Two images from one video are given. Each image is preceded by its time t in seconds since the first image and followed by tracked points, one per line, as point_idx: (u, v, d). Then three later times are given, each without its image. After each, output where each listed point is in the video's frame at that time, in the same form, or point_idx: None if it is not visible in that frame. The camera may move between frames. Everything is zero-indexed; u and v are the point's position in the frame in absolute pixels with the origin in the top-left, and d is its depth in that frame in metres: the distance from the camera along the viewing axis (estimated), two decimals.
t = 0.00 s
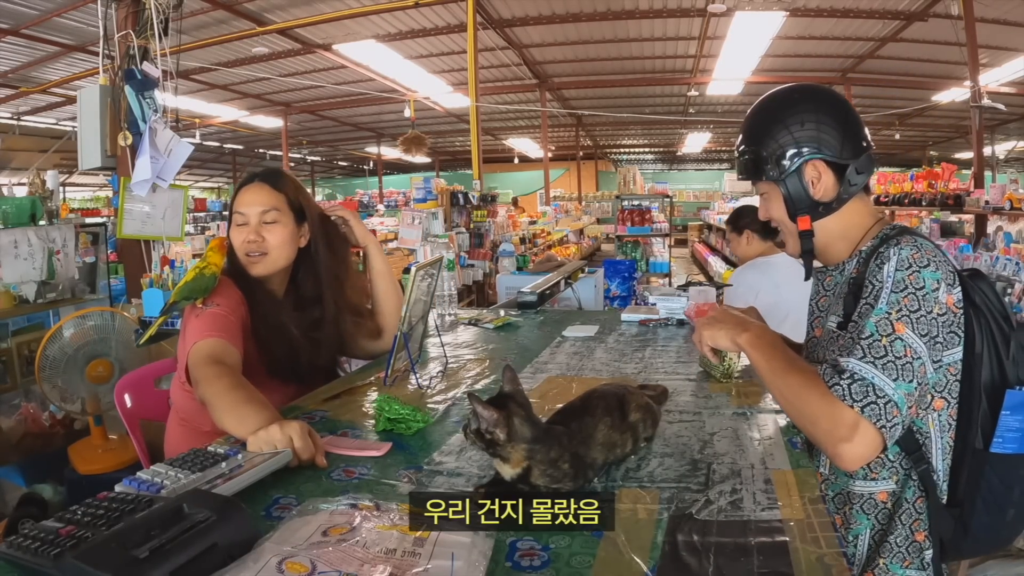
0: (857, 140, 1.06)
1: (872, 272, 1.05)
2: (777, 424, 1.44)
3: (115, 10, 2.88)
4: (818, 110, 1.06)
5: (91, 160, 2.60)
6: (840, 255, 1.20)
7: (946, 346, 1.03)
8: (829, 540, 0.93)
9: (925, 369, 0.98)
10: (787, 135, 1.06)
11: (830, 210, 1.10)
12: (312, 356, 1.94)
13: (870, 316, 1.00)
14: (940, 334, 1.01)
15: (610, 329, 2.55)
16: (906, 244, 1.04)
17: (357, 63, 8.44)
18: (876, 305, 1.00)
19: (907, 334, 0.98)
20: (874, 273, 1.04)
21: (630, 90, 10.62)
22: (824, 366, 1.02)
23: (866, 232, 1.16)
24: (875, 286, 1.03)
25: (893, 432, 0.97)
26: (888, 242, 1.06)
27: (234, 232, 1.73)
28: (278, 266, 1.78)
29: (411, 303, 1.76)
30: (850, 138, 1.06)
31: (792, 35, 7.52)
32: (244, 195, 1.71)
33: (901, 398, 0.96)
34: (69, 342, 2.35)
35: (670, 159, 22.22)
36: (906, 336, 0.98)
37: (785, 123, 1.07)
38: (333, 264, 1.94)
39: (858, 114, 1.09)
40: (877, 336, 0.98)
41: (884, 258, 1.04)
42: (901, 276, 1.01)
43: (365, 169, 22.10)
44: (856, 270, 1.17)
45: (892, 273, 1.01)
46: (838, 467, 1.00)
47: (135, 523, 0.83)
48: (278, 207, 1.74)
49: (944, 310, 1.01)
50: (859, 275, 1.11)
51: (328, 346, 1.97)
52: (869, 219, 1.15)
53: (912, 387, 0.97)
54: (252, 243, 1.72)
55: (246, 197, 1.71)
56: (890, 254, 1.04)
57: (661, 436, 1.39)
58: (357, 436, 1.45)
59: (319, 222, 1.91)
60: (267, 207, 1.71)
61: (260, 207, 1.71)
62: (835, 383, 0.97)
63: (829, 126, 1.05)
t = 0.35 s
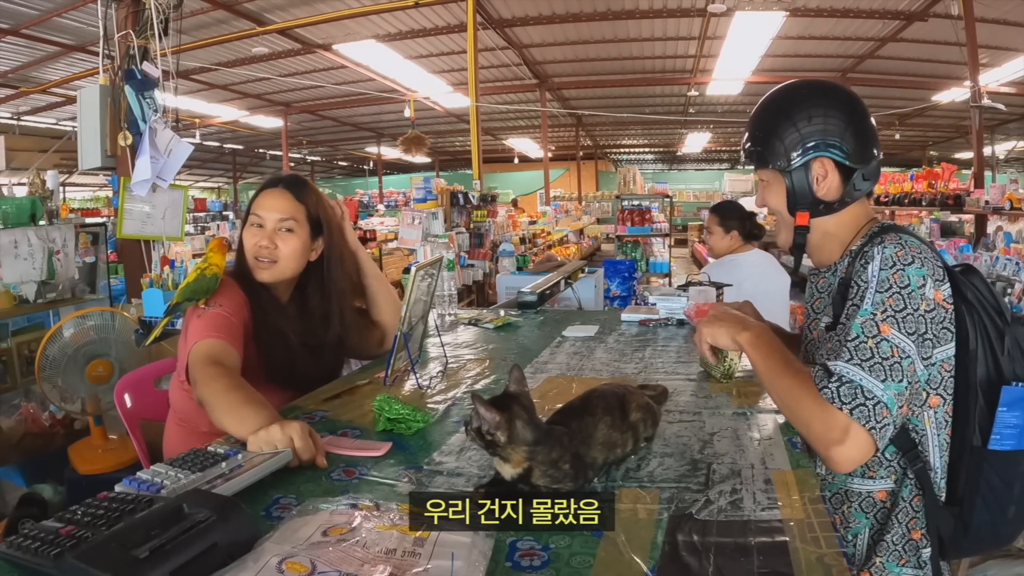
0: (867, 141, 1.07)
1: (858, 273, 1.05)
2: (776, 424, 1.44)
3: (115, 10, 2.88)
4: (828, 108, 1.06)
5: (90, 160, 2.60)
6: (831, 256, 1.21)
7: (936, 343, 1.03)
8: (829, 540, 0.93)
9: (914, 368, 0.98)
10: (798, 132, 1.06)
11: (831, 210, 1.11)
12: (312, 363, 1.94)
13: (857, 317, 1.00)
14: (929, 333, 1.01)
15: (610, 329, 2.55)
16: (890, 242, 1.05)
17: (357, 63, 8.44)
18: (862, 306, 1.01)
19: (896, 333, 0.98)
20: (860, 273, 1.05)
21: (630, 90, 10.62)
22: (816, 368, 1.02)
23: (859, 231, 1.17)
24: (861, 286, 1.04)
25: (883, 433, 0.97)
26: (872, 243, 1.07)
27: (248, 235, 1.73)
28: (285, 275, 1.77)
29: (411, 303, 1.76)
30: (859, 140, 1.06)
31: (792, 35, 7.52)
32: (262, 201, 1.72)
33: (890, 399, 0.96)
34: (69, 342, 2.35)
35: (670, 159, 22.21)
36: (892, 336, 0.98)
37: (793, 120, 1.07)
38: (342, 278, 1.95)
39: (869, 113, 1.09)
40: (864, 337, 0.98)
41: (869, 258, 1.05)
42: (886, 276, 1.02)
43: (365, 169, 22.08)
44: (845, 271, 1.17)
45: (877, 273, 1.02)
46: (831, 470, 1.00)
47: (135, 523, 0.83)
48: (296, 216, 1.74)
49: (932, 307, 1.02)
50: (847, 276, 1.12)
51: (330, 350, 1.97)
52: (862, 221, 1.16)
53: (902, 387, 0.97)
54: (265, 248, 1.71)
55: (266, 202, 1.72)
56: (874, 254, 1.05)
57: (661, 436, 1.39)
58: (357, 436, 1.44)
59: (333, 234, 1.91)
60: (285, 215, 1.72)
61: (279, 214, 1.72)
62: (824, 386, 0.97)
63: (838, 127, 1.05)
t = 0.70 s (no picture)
0: (854, 138, 1.08)
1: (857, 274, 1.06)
2: (776, 424, 1.44)
3: (115, 10, 2.88)
4: (808, 112, 1.07)
5: (91, 160, 2.60)
6: (827, 256, 1.24)
7: (937, 340, 1.03)
8: (829, 540, 0.93)
9: (914, 366, 0.98)
10: (784, 141, 1.06)
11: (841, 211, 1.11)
12: (318, 364, 1.94)
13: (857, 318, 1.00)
14: (929, 330, 1.01)
15: (610, 329, 2.55)
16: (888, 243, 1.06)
17: (357, 63, 8.44)
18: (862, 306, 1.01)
19: (896, 331, 0.98)
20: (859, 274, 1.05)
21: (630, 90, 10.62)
22: (817, 370, 1.02)
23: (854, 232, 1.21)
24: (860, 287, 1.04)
25: (885, 433, 0.97)
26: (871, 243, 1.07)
27: (254, 238, 1.73)
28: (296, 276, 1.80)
29: (411, 303, 1.76)
30: (845, 139, 1.07)
31: (792, 35, 7.52)
32: (266, 204, 1.71)
33: (890, 397, 0.96)
34: (68, 342, 2.35)
35: (670, 159, 22.22)
36: (893, 334, 0.98)
37: (777, 128, 1.07)
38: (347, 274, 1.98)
39: (850, 107, 1.10)
40: (864, 337, 0.98)
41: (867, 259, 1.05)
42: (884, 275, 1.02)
43: (365, 169, 22.07)
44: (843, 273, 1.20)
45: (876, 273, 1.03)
46: (833, 471, 1.00)
47: (134, 523, 0.83)
48: (303, 220, 1.74)
49: (930, 304, 1.02)
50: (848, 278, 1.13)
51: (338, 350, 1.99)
52: (856, 222, 1.21)
53: (902, 386, 0.97)
54: (274, 252, 1.72)
55: (270, 206, 1.70)
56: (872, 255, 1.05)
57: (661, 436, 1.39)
58: (357, 436, 1.45)
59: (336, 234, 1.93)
60: (292, 218, 1.72)
61: (286, 218, 1.71)
62: (824, 387, 0.97)
63: (821, 129, 1.06)
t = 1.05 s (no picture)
0: (830, 143, 1.09)
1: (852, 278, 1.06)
2: (776, 425, 1.43)
3: (115, 10, 2.88)
4: (782, 122, 1.07)
5: (91, 160, 2.60)
6: (814, 263, 1.24)
7: (933, 338, 1.03)
8: (829, 540, 0.93)
9: (913, 366, 0.98)
10: (760, 152, 1.07)
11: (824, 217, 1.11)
12: (317, 364, 1.94)
13: (853, 321, 1.00)
14: (925, 329, 1.01)
15: (610, 329, 2.55)
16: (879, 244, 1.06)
17: (357, 64, 8.43)
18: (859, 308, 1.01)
19: (895, 332, 0.98)
20: (852, 277, 1.06)
21: (630, 90, 10.62)
22: (817, 375, 1.02)
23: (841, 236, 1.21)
24: (854, 291, 1.05)
25: (890, 434, 0.97)
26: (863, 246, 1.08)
27: (249, 239, 1.72)
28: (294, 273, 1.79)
29: (411, 303, 1.76)
30: (821, 146, 1.08)
31: (792, 35, 7.52)
32: (260, 203, 1.69)
33: (894, 399, 0.96)
34: (68, 342, 2.35)
35: (670, 159, 22.22)
36: (891, 335, 0.98)
37: (756, 140, 1.07)
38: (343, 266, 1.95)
39: (825, 113, 1.11)
40: (863, 339, 0.98)
41: (860, 261, 1.06)
42: (878, 276, 1.02)
43: (365, 169, 22.06)
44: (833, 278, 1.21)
45: (870, 275, 1.03)
46: (840, 476, 1.01)
47: (134, 523, 0.83)
48: (297, 218, 1.74)
49: (925, 302, 1.02)
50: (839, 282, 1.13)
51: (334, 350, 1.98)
52: (842, 226, 1.21)
53: (904, 386, 0.97)
54: (272, 251, 1.71)
55: (264, 205, 1.69)
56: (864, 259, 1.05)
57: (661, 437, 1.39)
58: (357, 435, 1.45)
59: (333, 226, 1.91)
60: (286, 216, 1.71)
61: (281, 216, 1.70)
62: (827, 392, 0.97)
63: (798, 139, 1.07)
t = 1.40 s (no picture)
0: (884, 125, 1.14)
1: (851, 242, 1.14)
2: (777, 424, 1.44)
3: (115, 10, 2.88)
4: (840, 99, 1.14)
5: (91, 160, 2.60)
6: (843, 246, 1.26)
7: (923, 321, 1.08)
8: (829, 540, 0.93)
9: (864, 308, 1.06)
10: (818, 120, 1.13)
11: (865, 195, 1.16)
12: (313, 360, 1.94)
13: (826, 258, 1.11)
14: (904, 299, 1.07)
15: (611, 329, 2.55)
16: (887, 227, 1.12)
17: (357, 63, 8.43)
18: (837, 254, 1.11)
19: (854, 272, 1.07)
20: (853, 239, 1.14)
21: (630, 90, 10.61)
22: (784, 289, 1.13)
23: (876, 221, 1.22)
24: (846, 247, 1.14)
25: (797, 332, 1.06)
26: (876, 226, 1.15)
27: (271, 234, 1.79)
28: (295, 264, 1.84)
29: (411, 303, 1.76)
30: (874, 125, 1.13)
31: (792, 35, 7.53)
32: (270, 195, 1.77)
33: (819, 306, 1.05)
34: (68, 342, 2.34)
35: (670, 159, 22.22)
36: (851, 273, 1.07)
37: (818, 108, 1.13)
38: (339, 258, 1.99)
39: (885, 104, 1.16)
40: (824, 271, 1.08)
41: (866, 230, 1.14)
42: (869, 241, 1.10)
43: (365, 169, 22.04)
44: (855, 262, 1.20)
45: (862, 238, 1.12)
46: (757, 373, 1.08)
47: (135, 523, 0.83)
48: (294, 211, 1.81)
49: (911, 277, 1.07)
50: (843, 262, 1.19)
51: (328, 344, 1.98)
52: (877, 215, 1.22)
53: (836, 306, 1.05)
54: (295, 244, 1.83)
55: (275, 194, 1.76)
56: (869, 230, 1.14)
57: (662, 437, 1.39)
58: (357, 435, 1.44)
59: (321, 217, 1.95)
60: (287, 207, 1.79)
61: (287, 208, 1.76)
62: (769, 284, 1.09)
63: (856, 117, 1.12)
